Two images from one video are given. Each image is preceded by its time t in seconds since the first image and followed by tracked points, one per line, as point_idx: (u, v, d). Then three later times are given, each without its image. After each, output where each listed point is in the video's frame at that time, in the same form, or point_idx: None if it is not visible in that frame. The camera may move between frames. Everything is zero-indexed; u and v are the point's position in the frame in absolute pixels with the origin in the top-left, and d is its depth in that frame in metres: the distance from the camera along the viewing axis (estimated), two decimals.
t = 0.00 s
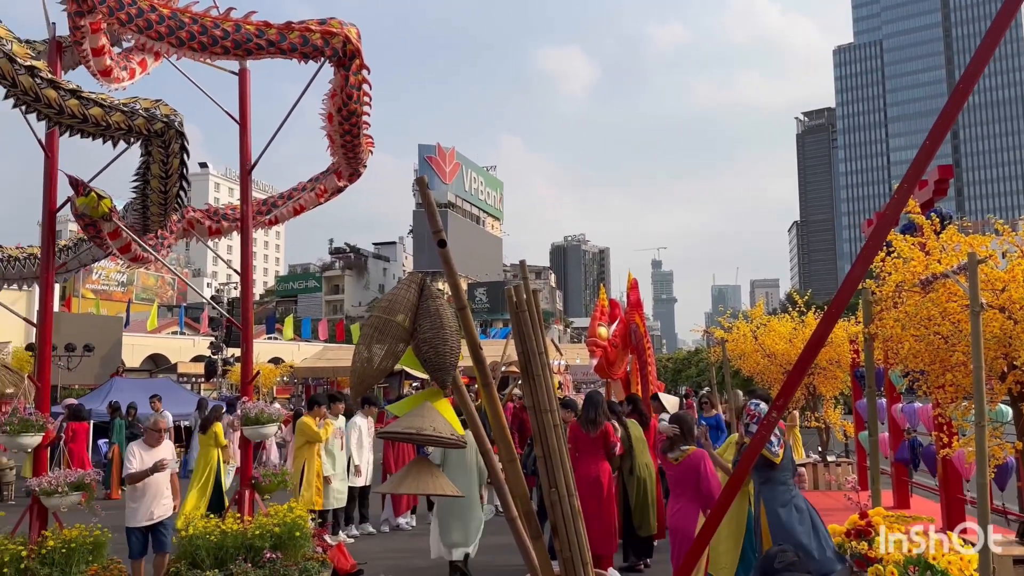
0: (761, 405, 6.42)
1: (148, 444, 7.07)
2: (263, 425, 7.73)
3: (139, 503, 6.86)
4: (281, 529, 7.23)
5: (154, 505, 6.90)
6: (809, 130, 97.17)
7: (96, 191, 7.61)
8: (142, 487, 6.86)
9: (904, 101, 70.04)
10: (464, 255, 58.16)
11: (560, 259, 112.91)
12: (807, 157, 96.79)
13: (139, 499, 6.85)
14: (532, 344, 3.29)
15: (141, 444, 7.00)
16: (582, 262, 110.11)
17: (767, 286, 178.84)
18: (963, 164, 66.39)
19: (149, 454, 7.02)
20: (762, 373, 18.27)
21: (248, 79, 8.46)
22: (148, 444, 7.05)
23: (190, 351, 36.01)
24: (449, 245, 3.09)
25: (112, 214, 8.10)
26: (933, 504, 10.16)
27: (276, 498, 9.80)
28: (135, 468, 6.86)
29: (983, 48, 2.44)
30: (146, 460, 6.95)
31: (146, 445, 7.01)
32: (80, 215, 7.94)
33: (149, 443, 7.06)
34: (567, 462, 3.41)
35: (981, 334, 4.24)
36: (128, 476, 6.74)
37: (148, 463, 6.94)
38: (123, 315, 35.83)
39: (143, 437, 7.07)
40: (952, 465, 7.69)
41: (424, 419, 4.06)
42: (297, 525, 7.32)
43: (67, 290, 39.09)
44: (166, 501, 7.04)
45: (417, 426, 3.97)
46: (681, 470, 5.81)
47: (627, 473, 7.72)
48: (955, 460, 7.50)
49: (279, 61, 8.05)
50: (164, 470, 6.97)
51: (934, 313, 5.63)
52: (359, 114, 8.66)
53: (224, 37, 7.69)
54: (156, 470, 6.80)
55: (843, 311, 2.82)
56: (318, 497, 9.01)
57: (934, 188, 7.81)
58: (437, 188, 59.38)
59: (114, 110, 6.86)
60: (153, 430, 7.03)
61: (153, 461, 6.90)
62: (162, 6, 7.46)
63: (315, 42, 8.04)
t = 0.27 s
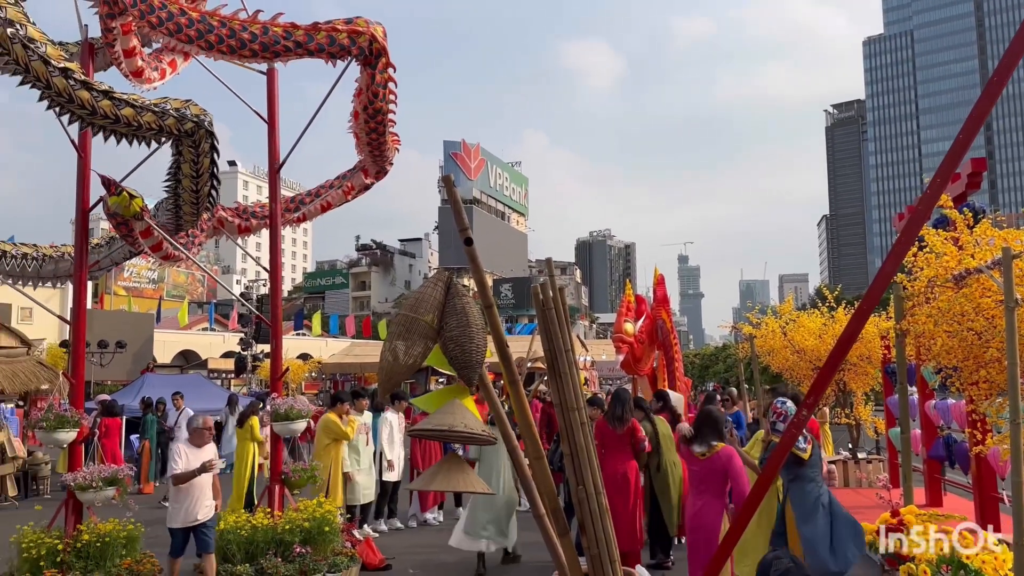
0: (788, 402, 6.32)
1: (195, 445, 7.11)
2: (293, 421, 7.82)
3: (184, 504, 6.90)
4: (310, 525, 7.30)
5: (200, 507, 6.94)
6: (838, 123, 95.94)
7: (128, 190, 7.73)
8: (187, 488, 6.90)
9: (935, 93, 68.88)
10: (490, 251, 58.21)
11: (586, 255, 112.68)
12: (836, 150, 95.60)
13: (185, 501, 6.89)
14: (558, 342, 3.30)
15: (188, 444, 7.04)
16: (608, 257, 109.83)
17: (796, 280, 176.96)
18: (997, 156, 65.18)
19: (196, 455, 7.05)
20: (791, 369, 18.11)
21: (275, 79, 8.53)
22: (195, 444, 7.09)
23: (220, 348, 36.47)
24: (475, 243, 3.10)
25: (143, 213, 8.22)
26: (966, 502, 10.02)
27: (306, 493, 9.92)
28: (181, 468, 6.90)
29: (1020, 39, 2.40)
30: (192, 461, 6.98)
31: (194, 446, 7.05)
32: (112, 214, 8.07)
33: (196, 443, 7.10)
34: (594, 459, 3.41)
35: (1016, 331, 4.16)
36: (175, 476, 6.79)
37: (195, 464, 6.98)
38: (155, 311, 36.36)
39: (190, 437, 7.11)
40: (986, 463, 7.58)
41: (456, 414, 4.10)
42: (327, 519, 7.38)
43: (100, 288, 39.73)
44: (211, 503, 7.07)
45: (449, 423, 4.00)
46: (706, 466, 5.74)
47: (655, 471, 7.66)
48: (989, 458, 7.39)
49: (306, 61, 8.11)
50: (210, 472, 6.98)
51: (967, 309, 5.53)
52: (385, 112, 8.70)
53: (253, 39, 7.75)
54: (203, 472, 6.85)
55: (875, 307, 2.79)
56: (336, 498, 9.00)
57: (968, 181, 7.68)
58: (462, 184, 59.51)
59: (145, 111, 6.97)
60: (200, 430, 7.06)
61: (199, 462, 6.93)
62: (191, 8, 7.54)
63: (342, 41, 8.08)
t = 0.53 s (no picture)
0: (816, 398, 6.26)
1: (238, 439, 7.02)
2: (319, 416, 7.87)
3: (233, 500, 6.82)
4: (336, 519, 7.34)
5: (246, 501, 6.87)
6: (865, 116, 94.75)
7: (156, 189, 7.85)
8: (234, 483, 6.82)
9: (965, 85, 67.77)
10: (514, 248, 58.23)
11: (610, 251, 112.38)
12: (864, 144, 94.44)
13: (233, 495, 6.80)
14: (582, 339, 3.30)
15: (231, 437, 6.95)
16: (632, 253, 109.46)
17: (823, 275, 175.10)
18: None
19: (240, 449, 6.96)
20: (819, 366, 17.92)
21: (301, 77, 8.60)
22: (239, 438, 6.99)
23: (247, 344, 36.87)
24: (499, 240, 3.11)
25: (172, 211, 8.33)
26: (998, 500, 9.86)
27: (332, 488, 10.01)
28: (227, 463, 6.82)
29: None
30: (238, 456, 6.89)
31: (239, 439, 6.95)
32: (141, 213, 8.20)
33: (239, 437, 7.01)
34: (619, 456, 3.40)
35: None
36: (223, 471, 6.71)
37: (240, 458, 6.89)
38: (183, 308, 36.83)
39: (234, 431, 7.03)
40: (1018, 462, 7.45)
41: (481, 411, 4.13)
42: (352, 514, 7.40)
43: (129, 285, 40.32)
44: (256, 496, 7.02)
45: (474, 420, 4.04)
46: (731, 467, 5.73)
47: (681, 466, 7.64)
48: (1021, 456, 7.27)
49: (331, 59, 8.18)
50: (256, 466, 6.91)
51: (998, 305, 5.45)
52: (410, 109, 8.74)
53: (278, 37, 7.80)
54: (251, 466, 6.73)
55: (905, 302, 2.75)
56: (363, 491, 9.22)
57: (999, 175, 7.55)
58: (485, 181, 59.56)
59: (172, 110, 7.07)
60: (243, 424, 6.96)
61: (247, 457, 6.85)
62: (217, 7, 7.61)
63: (365, 39, 8.13)
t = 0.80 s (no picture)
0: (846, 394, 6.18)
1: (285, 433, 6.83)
2: (349, 410, 7.95)
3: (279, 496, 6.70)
4: (367, 512, 7.43)
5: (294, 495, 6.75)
6: (899, 107, 93.21)
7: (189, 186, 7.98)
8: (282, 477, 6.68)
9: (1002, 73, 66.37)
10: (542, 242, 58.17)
11: (638, 245, 111.88)
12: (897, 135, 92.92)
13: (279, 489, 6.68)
14: (610, 334, 3.29)
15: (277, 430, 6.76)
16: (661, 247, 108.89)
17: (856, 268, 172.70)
18: None
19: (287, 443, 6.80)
20: (851, 361, 17.70)
21: (329, 74, 8.66)
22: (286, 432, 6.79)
23: (279, 339, 37.33)
24: (526, 234, 3.11)
25: (204, 208, 8.46)
26: None
27: (363, 481, 10.10)
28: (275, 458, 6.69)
29: None
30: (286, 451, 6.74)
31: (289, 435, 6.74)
32: (174, 209, 8.34)
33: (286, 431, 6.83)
34: (648, 451, 3.40)
35: None
36: (273, 467, 6.56)
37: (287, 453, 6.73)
38: (216, 304, 37.34)
39: (280, 424, 6.82)
40: None
41: (508, 409, 4.17)
42: (383, 508, 7.51)
43: (163, 281, 40.94)
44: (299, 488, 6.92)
45: (500, 416, 4.10)
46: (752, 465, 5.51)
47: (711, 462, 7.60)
48: None
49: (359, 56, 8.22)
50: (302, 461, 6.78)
51: None
52: (437, 105, 8.76)
53: (306, 36, 7.87)
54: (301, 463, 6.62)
55: (939, 296, 2.71)
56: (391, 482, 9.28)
57: None
58: (513, 175, 59.55)
59: (204, 108, 7.23)
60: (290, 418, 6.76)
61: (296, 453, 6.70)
62: (246, 7, 7.69)
63: (393, 36, 8.17)
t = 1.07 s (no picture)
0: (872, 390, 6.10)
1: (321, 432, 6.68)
2: (374, 405, 7.99)
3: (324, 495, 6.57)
4: (392, 506, 7.50)
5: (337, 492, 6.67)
6: (929, 99, 91.81)
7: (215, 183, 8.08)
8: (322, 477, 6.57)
9: None
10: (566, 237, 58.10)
11: (663, 240, 111.36)
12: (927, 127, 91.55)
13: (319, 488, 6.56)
14: (633, 330, 3.28)
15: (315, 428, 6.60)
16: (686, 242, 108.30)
17: (886, 262, 170.52)
18: None
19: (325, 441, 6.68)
20: (880, 356, 17.51)
21: (353, 70, 8.70)
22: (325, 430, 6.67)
23: (305, 334, 37.70)
24: (549, 230, 3.11)
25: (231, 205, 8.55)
26: None
27: (388, 476, 10.17)
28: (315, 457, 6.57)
29: None
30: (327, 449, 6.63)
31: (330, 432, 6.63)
32: (201, 206, 8.45)
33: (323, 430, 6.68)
34: (672, 448, 3.39)
35: None
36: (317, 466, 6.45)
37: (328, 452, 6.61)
38: (244, 299, 37.75)
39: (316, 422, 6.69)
40: None
41: (527, 405, 4.20)
42: (408, 502, 7.57)
43: (192, 277, 41.44)
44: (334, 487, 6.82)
45: (519, 413, 4.13)
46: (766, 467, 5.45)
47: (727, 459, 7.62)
48: None
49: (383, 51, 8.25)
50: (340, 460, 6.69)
51: None
52: (460, 100, 8.78)
53: (330, 31, 7.92)
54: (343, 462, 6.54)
55: (969, 291, 2.67)
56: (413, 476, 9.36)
57: None
58: (537, 170, 59.51)
59: (229, 106, 7.31)
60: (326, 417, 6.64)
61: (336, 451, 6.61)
62: (271, 3, 7.75)
63: (416, 31, 8.19)
